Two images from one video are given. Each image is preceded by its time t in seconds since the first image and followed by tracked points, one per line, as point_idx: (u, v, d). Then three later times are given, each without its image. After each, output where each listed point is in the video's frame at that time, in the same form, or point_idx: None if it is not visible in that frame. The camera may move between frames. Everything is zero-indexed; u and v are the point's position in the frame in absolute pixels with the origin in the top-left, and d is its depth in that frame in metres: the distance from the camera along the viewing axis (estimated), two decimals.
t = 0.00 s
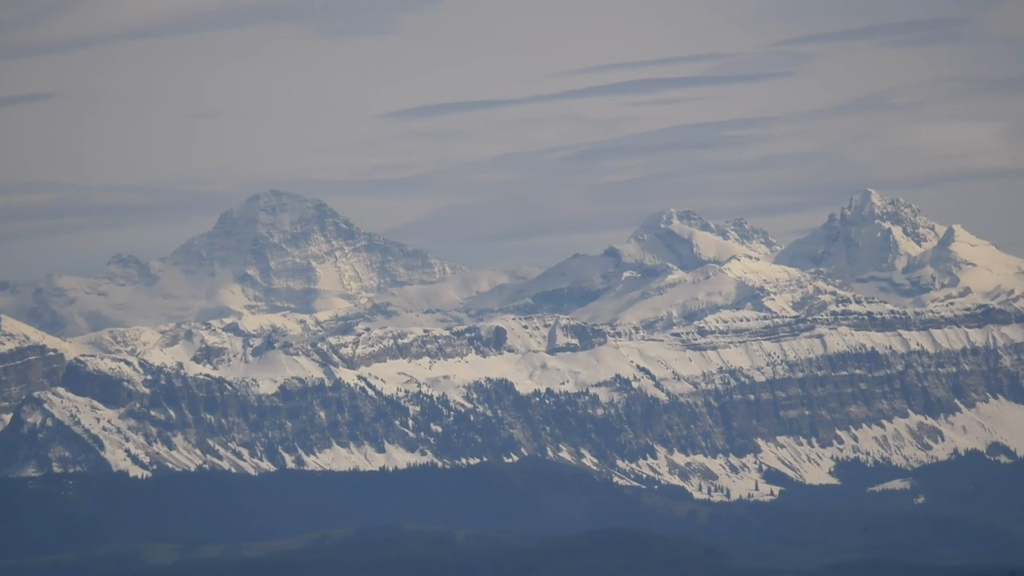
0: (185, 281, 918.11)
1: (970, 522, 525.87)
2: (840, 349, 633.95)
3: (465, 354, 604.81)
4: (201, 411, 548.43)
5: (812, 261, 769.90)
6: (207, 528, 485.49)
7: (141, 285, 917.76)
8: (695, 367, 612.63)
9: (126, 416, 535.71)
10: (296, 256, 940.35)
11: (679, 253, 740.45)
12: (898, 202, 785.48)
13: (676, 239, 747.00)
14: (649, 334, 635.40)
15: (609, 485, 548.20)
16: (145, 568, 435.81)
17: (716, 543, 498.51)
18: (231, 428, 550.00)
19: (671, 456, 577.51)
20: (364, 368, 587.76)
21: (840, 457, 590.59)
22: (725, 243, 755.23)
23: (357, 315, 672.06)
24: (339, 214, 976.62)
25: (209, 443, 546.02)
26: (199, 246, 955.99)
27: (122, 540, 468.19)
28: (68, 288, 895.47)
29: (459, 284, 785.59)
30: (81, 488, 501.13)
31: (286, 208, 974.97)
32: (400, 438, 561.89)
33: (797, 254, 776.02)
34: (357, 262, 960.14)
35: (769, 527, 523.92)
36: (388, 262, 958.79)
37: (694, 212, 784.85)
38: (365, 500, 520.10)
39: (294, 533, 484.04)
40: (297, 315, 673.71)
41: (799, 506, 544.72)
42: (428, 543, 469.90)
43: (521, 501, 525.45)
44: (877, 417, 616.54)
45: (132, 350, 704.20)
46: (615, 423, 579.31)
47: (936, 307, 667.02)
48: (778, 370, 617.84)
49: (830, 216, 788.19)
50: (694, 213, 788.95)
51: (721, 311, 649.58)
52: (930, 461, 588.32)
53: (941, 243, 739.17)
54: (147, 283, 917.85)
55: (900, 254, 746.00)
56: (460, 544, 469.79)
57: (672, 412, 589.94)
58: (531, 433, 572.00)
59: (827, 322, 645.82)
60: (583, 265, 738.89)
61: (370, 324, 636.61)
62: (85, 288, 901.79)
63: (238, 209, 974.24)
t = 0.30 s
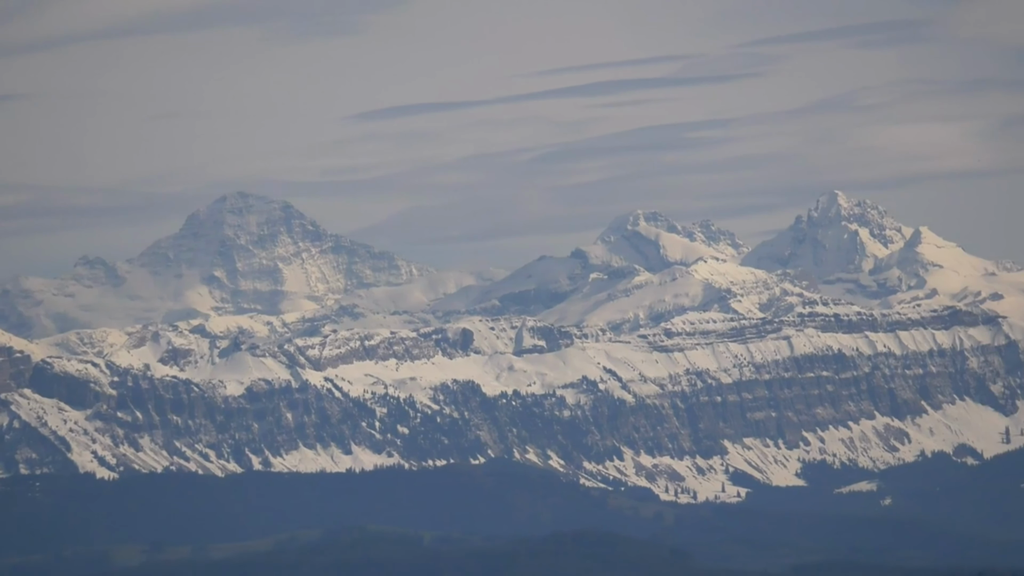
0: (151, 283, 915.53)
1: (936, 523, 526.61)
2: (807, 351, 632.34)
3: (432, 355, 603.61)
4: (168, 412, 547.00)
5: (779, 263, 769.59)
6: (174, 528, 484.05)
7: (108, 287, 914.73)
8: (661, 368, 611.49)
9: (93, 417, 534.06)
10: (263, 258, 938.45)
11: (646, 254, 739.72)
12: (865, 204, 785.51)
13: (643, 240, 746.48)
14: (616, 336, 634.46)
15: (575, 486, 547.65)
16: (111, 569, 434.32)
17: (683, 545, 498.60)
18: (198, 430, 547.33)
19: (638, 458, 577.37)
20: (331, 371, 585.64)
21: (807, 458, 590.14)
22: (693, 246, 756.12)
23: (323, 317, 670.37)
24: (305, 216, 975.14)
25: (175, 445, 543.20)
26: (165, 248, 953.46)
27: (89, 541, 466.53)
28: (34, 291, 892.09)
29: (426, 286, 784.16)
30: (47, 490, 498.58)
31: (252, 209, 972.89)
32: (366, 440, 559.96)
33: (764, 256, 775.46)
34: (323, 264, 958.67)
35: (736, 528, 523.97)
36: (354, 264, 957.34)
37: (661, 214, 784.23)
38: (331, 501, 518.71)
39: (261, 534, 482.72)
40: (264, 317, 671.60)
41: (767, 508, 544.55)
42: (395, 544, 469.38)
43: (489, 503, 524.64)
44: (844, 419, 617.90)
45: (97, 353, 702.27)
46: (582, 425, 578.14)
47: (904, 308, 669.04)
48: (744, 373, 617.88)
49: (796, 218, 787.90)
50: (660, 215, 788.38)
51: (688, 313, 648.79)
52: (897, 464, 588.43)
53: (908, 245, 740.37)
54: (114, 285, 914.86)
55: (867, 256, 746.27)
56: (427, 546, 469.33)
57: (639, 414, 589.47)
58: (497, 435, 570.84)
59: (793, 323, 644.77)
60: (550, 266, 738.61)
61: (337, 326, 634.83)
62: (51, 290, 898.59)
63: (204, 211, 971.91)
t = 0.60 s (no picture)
0: (124, 284, 913.46)
1: (909, 525, 527.04)
2: (780, 352, 632.88)
3: (405, 358, 602.91)
4: (142, 413, 545.41)
5: (752, 265, 769.68)
6: (147, 530, 482.99)
7: (80, 289, 912.47)
8: (634, 370, 611.41)
9: (66, 419, 532.64)
10: (235, 260, 937.11)
11: (619, 255, 739.02)
12: (838, 206, 785.43)
13: (615, 243, 745.96)
14: (589, 338, 633.89)
15: (548, 487, 547.22)
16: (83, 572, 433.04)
17: (655, 547, 498.40)
18: (170, 432, 545.23)
19: (611, 460, 577.36)
20: (304, 373, 584.41)
21: (779, 460, 589.80)
22: (666, 248, 756.32)
23: (296, 319, 669.26)
24: (278, 218, 974.18)
25: (148, 446, 541.35)
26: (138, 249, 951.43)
27: (61, 543, 465.18)
28: (6, 293, 889.57)
29: (398, 287, 783.28)
30: (20, 491, 497.16)
31: (225, 211, 971.14)
32: (339, 441, 558.59)
33: (737, 258, 775.45)
34: (296, 266, 957.73)
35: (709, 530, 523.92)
36: (327, 266, 956.57)
37: (634, 215, 783.38)
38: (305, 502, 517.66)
39: (233, 536, 481.92)
40: (236, 319, 670.11)
41: (740, 509, 544.44)
42: (367, 546, 468.71)
43: (461, 505, 523.86)
44: (817, 421, 617.64)
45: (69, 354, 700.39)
46: (555, 426, 578.48)
47: (877, 310, 671.18)
48: (718, 374, 619.51)
49: (769, 220, 787.76)
50: (633, 217, 787.87)
51: (661, 315, 648.46)
52: (870, 465, 588.61)
53: (880, 247, 742.68)
54: (86, 287, 912.65)
55: (840, 258, 746.89)
56: (399, 548, 468.65)
57: (612, 416, 589.23)
58: (470, 437, 570.09)
59: (766, 326, 644.76)
60: (524, 268, 738.53)
61: (309, 328, 633.73)
62: (24, 292, 896.07)
63: (177, 212, 970.23)
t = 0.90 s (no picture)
0: (99, 284, 911.98)
1: (884, 525, 527.63)
2: (754, 353, 631.79)
3: (380, 358, 602.37)
4: (116, 414, 543.32)
5: (727, 265, 769.93)
6: (123, 531, 482.63)
7: (55, 289, 910.84)
8: (609, 370, 610.96)
9: (41, 420, 529.07)
10: (210, 260, 936.26)
11: (594, 255, 738.99)
12: (813, 206, 786.07)
13: (590, 243, 746.04)
14: (563, 338, 634.00)
15: (523, 487, 546.91)
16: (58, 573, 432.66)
17: (631, 547, 498.74)
18: (145, 432, 544.30)
19: (586, 460, 577.95)
20: (278, 373, 583.78)
21: (754, 460, 590.34)
22: (641, 248, 756.19)
23: (270, 319, 668.71)
24: (253, 219, 973.91)
25: (123, 447, 540.90)
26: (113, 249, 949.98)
27: (36, 544, 464.63)
28: None
29: (373, 288, 782.89)
30: None
31: (200, 212, 970.30)
32: (314, 441, 558.03)
33: (712, 258, 775.95)
34: (271, 266, 957.23)
35: (684, 530, 524.02)
36: (302, 266, 956.26)
37: (609, 216, 783.55)
38: (279, 502, 517.28)
39: (209, 536, 481.40)
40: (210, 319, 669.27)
41: (715, 510, 544.78)
42: (342, 545, 468.65)
43: (436, 505, 523.47)
44: (792, 421, 618.32)
45: (43, 354, 699.18)
46: (530, 427, 577.03)
47: (852, 310, 670.89)
48: (692, 375, 618.57)
49: (744, 220, 787.94)
50: (608, 217, 787.92)
51: (636, 315, 648.39)
52: (845, 465, 589.38)
53: (855, 247, 743.10)
54: (61, 287, 911.06)
55: (815, 258, 747.50)
56: (374, 548, 468.63)
57: (587, 416, 588.28)
58: (445, 437, 569.64)
59: (741, 326, 644.50)
60: (498, 268, 738.80)
61: (284, 329, 633.30)
62: None
63: (152, 213, 969.34)
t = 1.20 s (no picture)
0: (75, 284, 910.64)
1: (860, 525, 528.07)
2: (730, 354, 632.43)
3: (355, 358, 602.03)
4: (92, 414, 541.94)
5: (703, 266, 770.11)
6: (98, 531, 481.62)
7: (31, 289, 909.06)
8: (585, 371, 610.59)
9: (17, 420, 528.37)
10: (186, 261, 935.60)
11: (570, 256, 737.85)
12: (788, 207, 786.55)
13: (566, 243, 745.09)
14: (539, 339, 633.93)
15: (499, 488, 546.53)
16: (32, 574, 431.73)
17: (606, 547, 498.73)
18: (121, 432, 542.76)
19: (561, 461, 577.86)
20: (254, 373, 583.06)
21: (730, 461, 590.09)
22: (616, 248, 755.96)
23: (246, 320, 668.00)
24: (228, 219, 973.54)
25: (99, 447, 539.35)
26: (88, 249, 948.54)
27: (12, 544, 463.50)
28: None
29: (349, 289, 782.48)
30: None
31: (176, 212, 969.75)
32: (290, 441, 556.55)
33: (688, 258, 776.34)
34: (247, 265, 957.17)
35: (659, 531, 524.07)
36: (278, 266, 956.32)
37: (585, 216, 783.53)
38: (254, 502, 516.46)
39: (185, 537, 480.81)
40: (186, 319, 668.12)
41: (691, 510, 544.71)
42: (318, 545, 468.35)
43: (412, 506, 523.02)
44: (767, 421, 617.73)
45: (18, 355, 697.77)
46: (506, 428, 577.05)
47: (828, 311, 671.30)
48: (668, 375, 619.56)
49: (720, 220, 788.17)
50: (584, 217, 787.79)
51: (611, 315, 648.10)
52: (820, 466, 590.12)
53: (831, 247, 743.98)
54: (37, 288, 909.39)
55: (790, 259, 748.17)
56: (349, 548, 468.19)
57: (563, 417, 587.91)
58: (421, 437, 568.33)
59: (716, 326, 645.25)
60: (474, 269, 738.89)
61: (260, 329, 632.59)
62: None
63: (128, 213, 968.53)
